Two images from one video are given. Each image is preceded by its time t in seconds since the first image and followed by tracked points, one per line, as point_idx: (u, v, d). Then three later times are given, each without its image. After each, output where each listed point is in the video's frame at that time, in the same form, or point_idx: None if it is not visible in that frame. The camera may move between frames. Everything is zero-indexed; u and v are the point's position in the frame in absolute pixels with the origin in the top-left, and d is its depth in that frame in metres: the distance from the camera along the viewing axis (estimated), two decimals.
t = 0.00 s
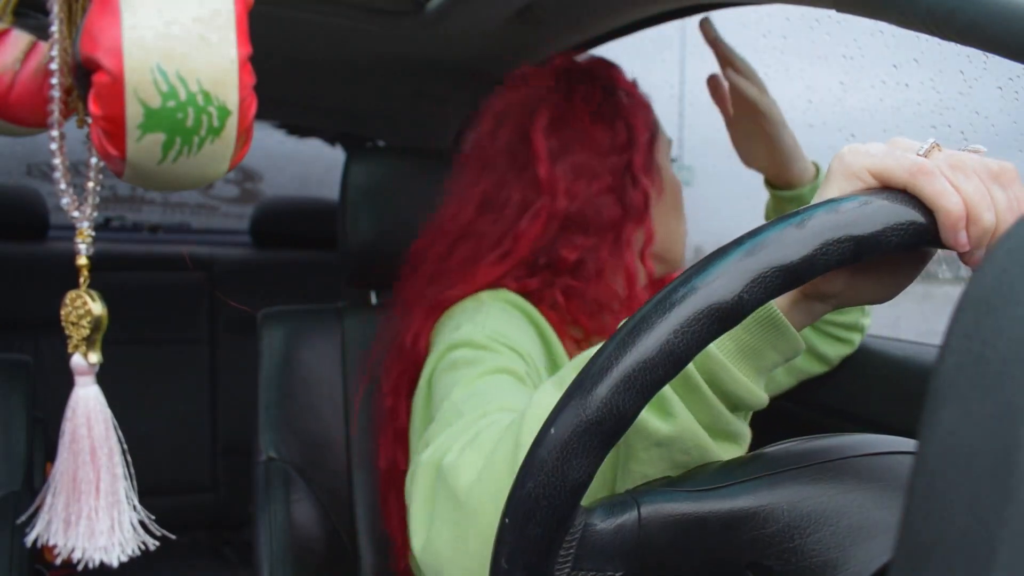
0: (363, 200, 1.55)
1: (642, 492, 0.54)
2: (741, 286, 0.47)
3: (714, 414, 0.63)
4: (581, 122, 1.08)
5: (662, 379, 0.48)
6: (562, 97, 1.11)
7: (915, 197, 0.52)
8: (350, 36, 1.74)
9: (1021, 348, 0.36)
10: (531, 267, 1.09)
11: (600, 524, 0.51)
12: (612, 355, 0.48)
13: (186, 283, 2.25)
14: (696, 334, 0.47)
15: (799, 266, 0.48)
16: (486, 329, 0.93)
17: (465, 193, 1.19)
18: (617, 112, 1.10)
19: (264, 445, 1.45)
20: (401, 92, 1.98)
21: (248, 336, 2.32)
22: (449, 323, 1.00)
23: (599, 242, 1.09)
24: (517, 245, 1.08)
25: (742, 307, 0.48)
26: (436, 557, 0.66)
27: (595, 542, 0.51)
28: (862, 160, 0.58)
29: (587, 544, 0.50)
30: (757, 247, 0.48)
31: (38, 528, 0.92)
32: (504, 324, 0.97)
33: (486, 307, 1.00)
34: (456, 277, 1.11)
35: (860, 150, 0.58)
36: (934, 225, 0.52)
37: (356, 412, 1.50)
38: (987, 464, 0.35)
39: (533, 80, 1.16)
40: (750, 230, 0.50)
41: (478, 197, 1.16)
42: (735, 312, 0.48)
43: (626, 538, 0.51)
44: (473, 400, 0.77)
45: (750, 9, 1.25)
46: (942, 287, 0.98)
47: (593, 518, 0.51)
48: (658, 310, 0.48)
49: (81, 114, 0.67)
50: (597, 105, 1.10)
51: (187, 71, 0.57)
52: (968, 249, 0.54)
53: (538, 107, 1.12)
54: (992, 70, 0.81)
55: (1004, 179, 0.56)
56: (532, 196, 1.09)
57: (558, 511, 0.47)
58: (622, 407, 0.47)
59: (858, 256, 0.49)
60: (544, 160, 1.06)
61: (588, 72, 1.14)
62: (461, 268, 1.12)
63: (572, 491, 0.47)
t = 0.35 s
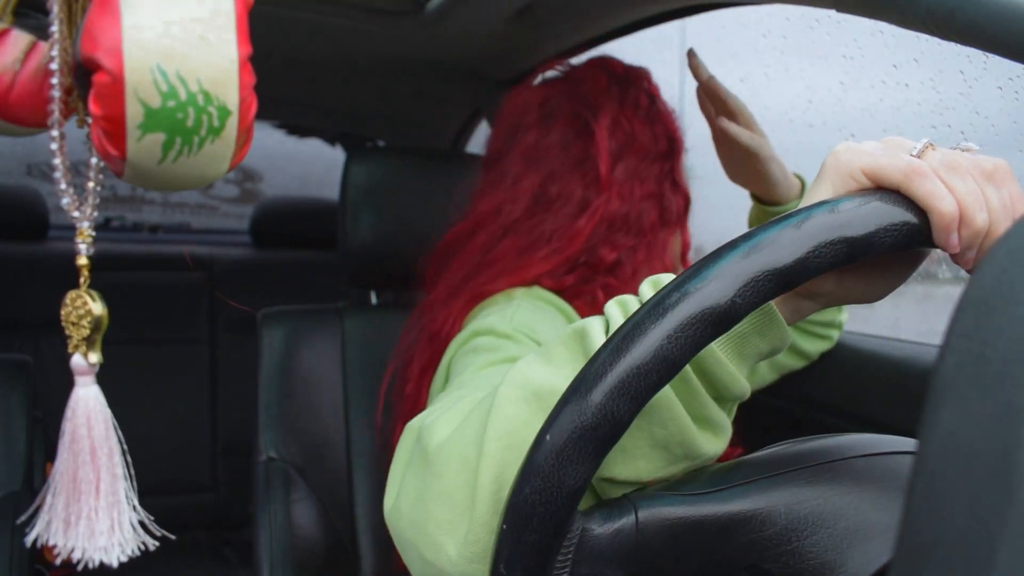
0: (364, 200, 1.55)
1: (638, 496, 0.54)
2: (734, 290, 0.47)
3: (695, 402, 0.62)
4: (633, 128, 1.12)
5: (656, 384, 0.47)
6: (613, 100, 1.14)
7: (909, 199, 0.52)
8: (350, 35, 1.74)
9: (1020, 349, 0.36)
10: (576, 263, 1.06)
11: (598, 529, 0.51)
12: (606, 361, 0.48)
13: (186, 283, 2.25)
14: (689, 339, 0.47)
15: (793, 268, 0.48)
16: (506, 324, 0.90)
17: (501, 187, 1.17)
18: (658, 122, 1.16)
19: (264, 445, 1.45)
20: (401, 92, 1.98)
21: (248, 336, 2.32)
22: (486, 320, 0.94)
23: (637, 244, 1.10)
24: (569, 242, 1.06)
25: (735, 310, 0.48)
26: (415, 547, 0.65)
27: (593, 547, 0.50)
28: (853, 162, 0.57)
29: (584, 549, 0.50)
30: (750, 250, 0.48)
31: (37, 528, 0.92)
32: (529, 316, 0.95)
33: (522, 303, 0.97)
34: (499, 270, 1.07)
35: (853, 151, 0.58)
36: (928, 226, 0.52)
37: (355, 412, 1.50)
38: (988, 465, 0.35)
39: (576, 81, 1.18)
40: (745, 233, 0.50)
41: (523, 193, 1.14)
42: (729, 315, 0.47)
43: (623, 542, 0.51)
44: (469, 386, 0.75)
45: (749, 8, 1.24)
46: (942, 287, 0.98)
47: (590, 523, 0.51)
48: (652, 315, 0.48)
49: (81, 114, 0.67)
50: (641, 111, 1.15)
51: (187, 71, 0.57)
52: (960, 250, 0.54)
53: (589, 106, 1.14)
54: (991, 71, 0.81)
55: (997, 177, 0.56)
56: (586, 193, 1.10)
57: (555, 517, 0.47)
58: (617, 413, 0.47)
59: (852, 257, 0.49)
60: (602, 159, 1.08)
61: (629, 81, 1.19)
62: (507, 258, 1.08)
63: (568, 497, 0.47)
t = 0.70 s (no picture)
0: (364, 200, 1.55)
1: (638, 496, 0.54)
2: (734, 290, 0.47)
3: (687, 398, 0.62)
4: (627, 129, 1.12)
5: (656, 385, 0.47)
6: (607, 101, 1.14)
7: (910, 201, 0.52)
8: (350, 35, 1.74)
9: (1019, 349, 0.36)
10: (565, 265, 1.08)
11: (597, 529, 0.51)
12: (606, 361, 0.48)
13: (186, 283, 2.25)
14: (690, 339, 0.47)
15: (794, 269, 0.48)
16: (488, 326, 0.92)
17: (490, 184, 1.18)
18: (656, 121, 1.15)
19: (264, 445, 1.45)
20: (402, 92, 1.98)
21: (248, 336, 2.32)
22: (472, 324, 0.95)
23: (628, 245, 1.10)
24: (558, 244, 1.07)
25: (735, 312, 0.48)
26: (403, 533, 0.65)
27: (592, 548, 0.50)
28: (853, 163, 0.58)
29: (584, 550, 0.50)
30: (749, 252, 0.48)
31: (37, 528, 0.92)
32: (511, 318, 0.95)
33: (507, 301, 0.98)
34: (488, 270, 1.07)
35: (854, 150, 0.58)
36: (929, 228, 0.52)
37: (355, 412, 1.50)
38: (987, 465, 0.35)
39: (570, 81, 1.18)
40: (745, 233, 0.50)
41: (509, 196, 1.15)
42: (729, 317, 0.47)
43: (623, 542, 0.51)
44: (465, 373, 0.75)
45: (750, 9, 1.25)
46: (943, 287, 0.98)
47: (590, 523, 0.51)
48: (652, 315, 0.48)
49: (81, 114, 0.67)
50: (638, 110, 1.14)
51: (187, 71, 0.57)
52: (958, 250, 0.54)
53: (581, 107, 1.14)
54: (991, 70, 0.81)
55: (997, 177, 0.56)
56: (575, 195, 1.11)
57: (555, 517, 0.47)
58: (618, 413, 0.47)
59: (852, 257, 0.49)
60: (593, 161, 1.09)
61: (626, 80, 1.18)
62: (496, 258, 1.09)
63: (569, 497, 0.47)
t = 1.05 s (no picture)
0: (363, 200, 1.55)
1: (644, 489, 0.55)
2: (744, 285, 0.47)
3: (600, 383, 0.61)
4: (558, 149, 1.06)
5: (665, 376, 0.47)
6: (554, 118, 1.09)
7: (835, 253, 0.47)
8: (350, 35, 1.74)
9: (1020, 348, 0.36)
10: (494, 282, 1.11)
11: (602, 520, 0.51)
12: (616, 351, 0.48)
13: (186, 283, 2.25)
14: (698, 332, 0.47)
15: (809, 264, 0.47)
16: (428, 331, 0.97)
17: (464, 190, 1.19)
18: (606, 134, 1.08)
19: (264, 445, 1.45)
20: (402, 92, 1.98)
21: (248, 337, 2.31)
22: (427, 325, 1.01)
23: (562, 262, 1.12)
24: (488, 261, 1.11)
25: (746, 305, 0.47)
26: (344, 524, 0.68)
27: (597, 538, 0.51)
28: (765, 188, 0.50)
29: (589, 539, 0.50)
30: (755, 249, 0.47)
31: (37, 528, 0.92)
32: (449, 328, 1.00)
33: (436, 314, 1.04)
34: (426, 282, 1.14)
35: (763, 169, 0.51)
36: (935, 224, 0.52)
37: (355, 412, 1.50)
38: (987, 464, 0.35)
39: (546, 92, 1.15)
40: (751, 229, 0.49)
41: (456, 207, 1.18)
42: (739, 310, 0.47)
43: (626, 534, 0.52)
44: (431, 346, 0.76)
45: (750, 8, 1.24)
46: (944, 286, 0.97)
47: (594, 514, 0.51)
48: (663, 306, 0.48)
49: (81, 114, 0.67)
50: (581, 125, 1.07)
51: (187, 71, 0.57)
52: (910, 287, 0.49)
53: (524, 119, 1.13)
54: (991, 71, 0.82)
55: (932, 178, 0.48)
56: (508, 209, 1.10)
57: (561, 506, 0.47)
58: (626, 404, 0.47)
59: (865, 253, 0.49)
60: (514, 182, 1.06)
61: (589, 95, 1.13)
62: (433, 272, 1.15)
63: (575, 486, 0.47)
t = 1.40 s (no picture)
0: (363, 200, 1.56)
1: (635, 506, 0.55)
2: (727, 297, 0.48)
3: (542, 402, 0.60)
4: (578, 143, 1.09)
5: (647, 395, 0.46)
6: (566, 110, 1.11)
7: (688, 330, 0.47)
8: (350, 35, 1.74)
9: (1020, 349, 0.36)
10: (507, 263, 1.09)
11: (593, 537, 0.51)
12: (596, 372, 0.46)
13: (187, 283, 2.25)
14: (680, 349, 0.46)
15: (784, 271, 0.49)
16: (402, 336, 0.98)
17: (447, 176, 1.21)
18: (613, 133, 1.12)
19: (264, 445, 1.45)
20: (402, 92, 1.98)
21: (248, 337, 2.32)
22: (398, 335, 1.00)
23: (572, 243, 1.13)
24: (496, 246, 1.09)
25: (735, 303, 0.48)
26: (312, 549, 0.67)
27: (589, 555, 0.50)
28: (633, 259, 0.50)
29: (581, 555, 0.50)
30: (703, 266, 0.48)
31: (37, 528, 0.92)
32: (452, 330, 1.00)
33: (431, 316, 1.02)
34: (427, 274, 1.10)
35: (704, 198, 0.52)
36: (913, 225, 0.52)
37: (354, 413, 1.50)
38: (988, 465, 0.35)
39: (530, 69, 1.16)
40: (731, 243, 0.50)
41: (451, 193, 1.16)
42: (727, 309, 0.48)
43: (620, 551, 0.51)
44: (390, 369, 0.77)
45: (748, 8, 1.21)
46: (943, 287, 0.97)
47: (584, 530, 0.51)
48: (641, 325, 0.47)
49: (81, 114, 0.67)
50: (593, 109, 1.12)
51: (187, 71, 0.57)
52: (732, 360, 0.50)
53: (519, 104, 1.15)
54: (991, 71, 0.82)
55: (785, 265, 0.49)
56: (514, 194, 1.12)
57: (550, 529, 0.46)
58: (609, 425, 0.46)
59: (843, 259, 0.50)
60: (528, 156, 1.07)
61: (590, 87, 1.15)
62: (435, 262, 1.11)
63: (562, 509, 0.46)
